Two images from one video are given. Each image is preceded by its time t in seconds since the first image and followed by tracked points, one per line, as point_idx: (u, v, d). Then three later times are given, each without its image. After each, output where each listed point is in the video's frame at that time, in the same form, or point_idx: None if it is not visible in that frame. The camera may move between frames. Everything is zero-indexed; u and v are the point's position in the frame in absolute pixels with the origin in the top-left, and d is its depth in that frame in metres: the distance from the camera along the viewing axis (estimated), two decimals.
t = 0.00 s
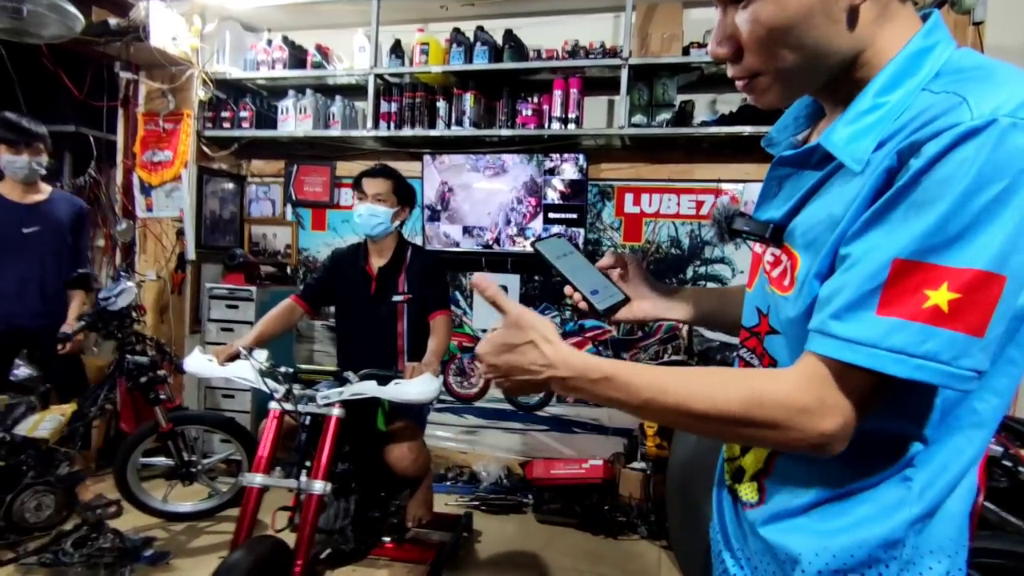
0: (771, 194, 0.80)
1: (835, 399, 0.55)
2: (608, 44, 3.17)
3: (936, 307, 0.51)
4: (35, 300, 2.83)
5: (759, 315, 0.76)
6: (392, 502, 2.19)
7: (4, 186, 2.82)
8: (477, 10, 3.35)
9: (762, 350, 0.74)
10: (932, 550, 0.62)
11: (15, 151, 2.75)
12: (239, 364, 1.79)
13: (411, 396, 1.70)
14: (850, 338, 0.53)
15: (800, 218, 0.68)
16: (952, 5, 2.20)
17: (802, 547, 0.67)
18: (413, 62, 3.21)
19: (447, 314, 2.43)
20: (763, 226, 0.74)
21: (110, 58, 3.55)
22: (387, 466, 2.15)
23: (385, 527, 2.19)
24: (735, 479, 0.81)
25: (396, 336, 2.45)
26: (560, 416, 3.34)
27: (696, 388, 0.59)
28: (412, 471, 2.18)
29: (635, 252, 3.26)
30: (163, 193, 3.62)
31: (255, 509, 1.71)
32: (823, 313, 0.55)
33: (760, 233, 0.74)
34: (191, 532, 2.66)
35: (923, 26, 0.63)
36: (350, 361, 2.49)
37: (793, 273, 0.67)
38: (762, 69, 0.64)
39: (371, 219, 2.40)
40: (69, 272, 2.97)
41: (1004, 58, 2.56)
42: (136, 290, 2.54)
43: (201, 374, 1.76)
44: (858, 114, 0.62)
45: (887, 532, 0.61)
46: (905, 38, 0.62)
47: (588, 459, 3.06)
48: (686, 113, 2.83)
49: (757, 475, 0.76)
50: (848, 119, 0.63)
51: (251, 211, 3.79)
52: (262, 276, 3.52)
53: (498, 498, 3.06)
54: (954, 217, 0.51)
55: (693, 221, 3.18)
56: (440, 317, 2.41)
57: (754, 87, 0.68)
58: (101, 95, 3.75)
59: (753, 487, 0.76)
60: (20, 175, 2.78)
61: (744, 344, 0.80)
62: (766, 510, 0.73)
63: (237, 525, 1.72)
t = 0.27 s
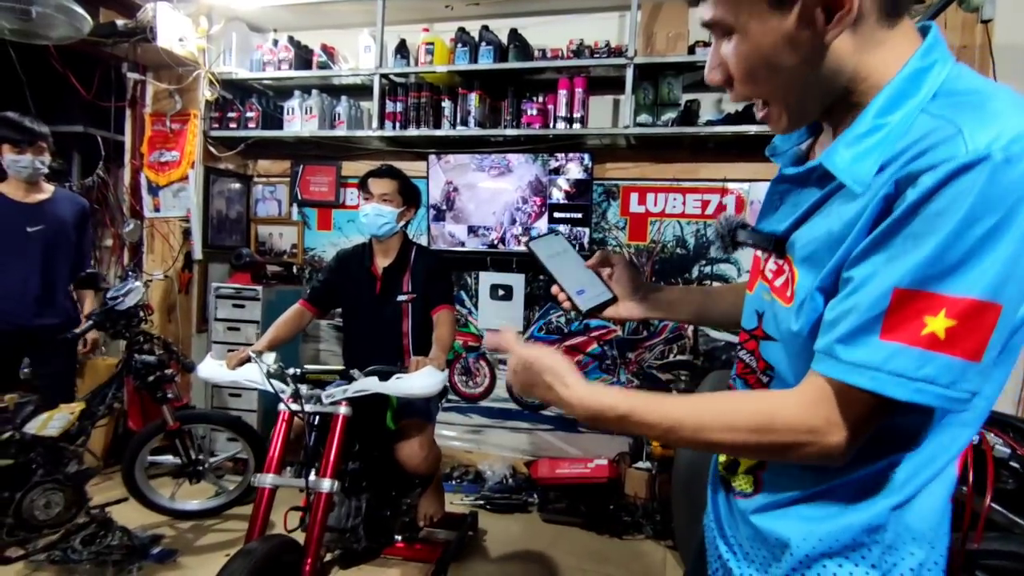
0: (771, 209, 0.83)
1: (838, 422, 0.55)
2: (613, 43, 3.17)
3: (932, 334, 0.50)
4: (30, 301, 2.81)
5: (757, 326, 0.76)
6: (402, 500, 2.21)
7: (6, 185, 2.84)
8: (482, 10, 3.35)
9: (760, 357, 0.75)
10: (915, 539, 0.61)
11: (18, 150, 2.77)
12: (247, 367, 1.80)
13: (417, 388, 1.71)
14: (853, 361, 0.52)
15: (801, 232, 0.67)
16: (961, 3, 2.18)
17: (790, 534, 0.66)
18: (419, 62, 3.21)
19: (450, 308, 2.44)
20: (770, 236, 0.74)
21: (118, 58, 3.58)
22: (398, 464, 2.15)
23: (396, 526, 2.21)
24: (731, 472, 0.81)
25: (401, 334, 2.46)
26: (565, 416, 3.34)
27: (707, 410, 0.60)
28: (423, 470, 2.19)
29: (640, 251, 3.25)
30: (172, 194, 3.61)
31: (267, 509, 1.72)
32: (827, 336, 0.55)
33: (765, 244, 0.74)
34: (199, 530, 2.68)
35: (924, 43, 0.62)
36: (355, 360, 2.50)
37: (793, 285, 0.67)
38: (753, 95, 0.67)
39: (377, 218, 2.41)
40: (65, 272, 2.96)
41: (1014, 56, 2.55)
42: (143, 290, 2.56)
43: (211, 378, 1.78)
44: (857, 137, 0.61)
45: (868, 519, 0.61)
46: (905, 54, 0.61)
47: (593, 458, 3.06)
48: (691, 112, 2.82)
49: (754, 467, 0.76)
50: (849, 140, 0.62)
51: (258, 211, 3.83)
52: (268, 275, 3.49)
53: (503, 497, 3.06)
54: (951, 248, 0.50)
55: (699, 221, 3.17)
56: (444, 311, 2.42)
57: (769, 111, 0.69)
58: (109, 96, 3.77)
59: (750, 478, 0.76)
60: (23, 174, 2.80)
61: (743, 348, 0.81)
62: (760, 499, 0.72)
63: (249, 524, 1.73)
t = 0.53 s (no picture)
0: (748, 219, 0.92)
1: (817, 418, 0.66)
2: (619, 44, 3.17)
3: (899, 342, 0.61)
4: (37, 303, 2.83)
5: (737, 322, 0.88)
6: (405, 502, 2.23)
7: (16, 186, 2.87)
8: (488, 11, 3.36)
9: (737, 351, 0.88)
10: (866, 516, 0.75)
11: (29, 151, 2.80)
12: (251, 365, 1.80)
13: (418, 395, 1.70)
14: (832, 367, 0.63)
15: (777, 244, 0.78)
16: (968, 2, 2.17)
17: (762, 510, 0.81)
18: (424, 63, 3.22)
19: (454, 311, 2.45)
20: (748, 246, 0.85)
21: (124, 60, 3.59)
22: (400, 466, 2.15)
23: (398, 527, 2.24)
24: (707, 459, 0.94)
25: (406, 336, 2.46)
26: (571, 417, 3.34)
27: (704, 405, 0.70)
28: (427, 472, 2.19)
29: (645, 252, 3.24)
30: (177, 194, 3.66)
31: (264, 509, 1.72)
32: (809, 345, 0.66)
33: (740, 253, 0.86)
34: (205, 529, 2.69)
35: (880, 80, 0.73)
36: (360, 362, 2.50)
37: (772, 291, 0.79)
38: (731, 112, 0.76)
39: (380, 219, 2.42)
40: (75, 275, 2.98)
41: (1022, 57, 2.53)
42: (150, 291, 2.58)
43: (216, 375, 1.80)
44: (827, 163, 0.72)
45: (825, 496, 0.75)
46: (864, 91, 0.72)
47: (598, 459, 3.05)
48: (697, 113, 2.82)
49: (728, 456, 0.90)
50: (820, 164, 0.73)
51: (263, 212, 3.83)
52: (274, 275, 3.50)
53: (508, 498, 3.07)
54: (908, 266, 0.61)
55: (704, 222, 3.16)
56: (448, 313, 2.43)
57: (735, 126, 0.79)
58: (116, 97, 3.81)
59: (723, 464, 0.90)
60: (33, 175, 2.82)
61: (721, 343, 0.94)
62: (735, 484, 0.87)
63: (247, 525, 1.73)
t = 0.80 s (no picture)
0: (739, 224, 0.90)
1: (798, 412, 0.65)
2: (624, 44, 3.16)
3: (874, 338, 0.61)
4: (45, 303, 2.84)
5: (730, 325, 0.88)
6: (409, 504, 2.21)
7: (24, 188, 2.88)
8: (492, 11, 3.35)
9: (732, 353, 0.87)
10: (857, 509, 0.75)
11: (37, 152, 2.81)
12: (258, 367, 1.80)
13: (426, 396, 1.70)
14: (810, 362, 0.63)
15: (765, 247, 0.78)
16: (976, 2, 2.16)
17: (758, 506, 0.80)
18: (429, 64, 3.22)
19: (462, 314, 2.44)
20: (738, 248, 0.85)
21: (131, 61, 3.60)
22: (405, 467, 2.16)
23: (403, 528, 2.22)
24: (706, 454, 0.94)
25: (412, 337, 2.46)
26: (575, 418, 3.33)
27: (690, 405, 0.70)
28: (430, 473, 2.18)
29: (650, 253, 3.23)
30: (184, 195, 3.63)
31: (273, 513, 1.71)
32: (789, 341, 0.65)
33: (733, 256, 0.85)
34: (210, 530, 2.69)
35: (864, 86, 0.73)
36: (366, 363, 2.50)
37: (762, 293, 0.78)
38: (724, 119, 0.75)
39: (388, 220, 2.42)
40: (83, 276, 2.99)
41: None
42: (156, 291, 2.57)
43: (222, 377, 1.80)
44: (810, 167, 0.72)
45: (819, 491, 0.75)
46: (848, 97, 0.72)
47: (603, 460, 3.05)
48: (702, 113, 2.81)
49: (726, 453, 0.89)
50: (804, 170, 0.73)
51: (269, 212, 3.82)
52: (279, 277, 3.50)
53: (513, 499, 3.06)
54: (883, 266, 0.61)
55: (710, 222, 3.15)
56: (456, 317, 2.43)
57: (719, 130, 0.78)
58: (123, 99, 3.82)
59: (722, 460, 0.89)
60: (40, 176, 2.83)
61: (717, 343, 0.93)
62: (732, 479, 0.86)
63: (255, 526, 1.73)
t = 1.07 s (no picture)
0: (752, 231, 0.88)
1: (798, 416, 0.64)
2: (628, 44, 3.15)
3: (874, 347, 0.60)
4: (49, 304, 2.83)
5: (743, 330, 0.86)
6: (412, 505, 2.22)
7: (29, 189, 2.88)
8: (496, 12, 3.34)
9: (744, 357, 0.86)
10: (873, 513, 0.73)
11: (41, 153, 2.81)
12: (260, 369, 1.79)
13: (428, 396, 1.69)
14: (807, 365, 0.62)
15: (778, 257, 0.77)
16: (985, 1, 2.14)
17: (772, 508, 0.79)
18: (433, 65, 3.21)
19: (466, 315, 2.43)
20: (750, 255, 0.84)
21: (135, 62, 3.60)
22: (408, 469, 2.14)
23: (406, 531, 2.23)
24: (721, 456, 0.92)
25: (416, 339, 2.45)
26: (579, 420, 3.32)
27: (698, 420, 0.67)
28: (433, 475, 2.17)
29: (654, 254, 3.22)
30: (188, 195, 3.63)
31: (274, 515, 1.70)
32: (788, 344, 0.65)
33: (744, 263, 0.84)
34: (212, 532, 2.68)
35: (880, 91, 0.70)
36: (370, 364, 2.49)
37: (775, 300, 0.77)
38: (730, 137, 0.73)
39: (392, 222, 2.41)
40: (88, 278, 2.98)
41: None
42: (159, 292, 2.58)
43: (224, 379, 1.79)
44: (823, 176, 0.70)
45: (833, 495, 0.73)
46: (863, 103, 0.70)
47: (607, 462, 3.03)
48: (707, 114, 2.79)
49: (740, 455, 0.88)
50: (816, 180, 0.71)
51: (272, 213, 3.85)
52: (282, 278, 3.49)
53: (516, 501, 3.05)
54: (891, 278, 0.59)
55: (714, 223, 3.13)
56: (460, 317, 2.42)
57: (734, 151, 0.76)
58: (126, 99, 3.77)
59: (737, 462, 0.88)
60: (45, 177, 2.83)
61: (731, 348, 0.92)
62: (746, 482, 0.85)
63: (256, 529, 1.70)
